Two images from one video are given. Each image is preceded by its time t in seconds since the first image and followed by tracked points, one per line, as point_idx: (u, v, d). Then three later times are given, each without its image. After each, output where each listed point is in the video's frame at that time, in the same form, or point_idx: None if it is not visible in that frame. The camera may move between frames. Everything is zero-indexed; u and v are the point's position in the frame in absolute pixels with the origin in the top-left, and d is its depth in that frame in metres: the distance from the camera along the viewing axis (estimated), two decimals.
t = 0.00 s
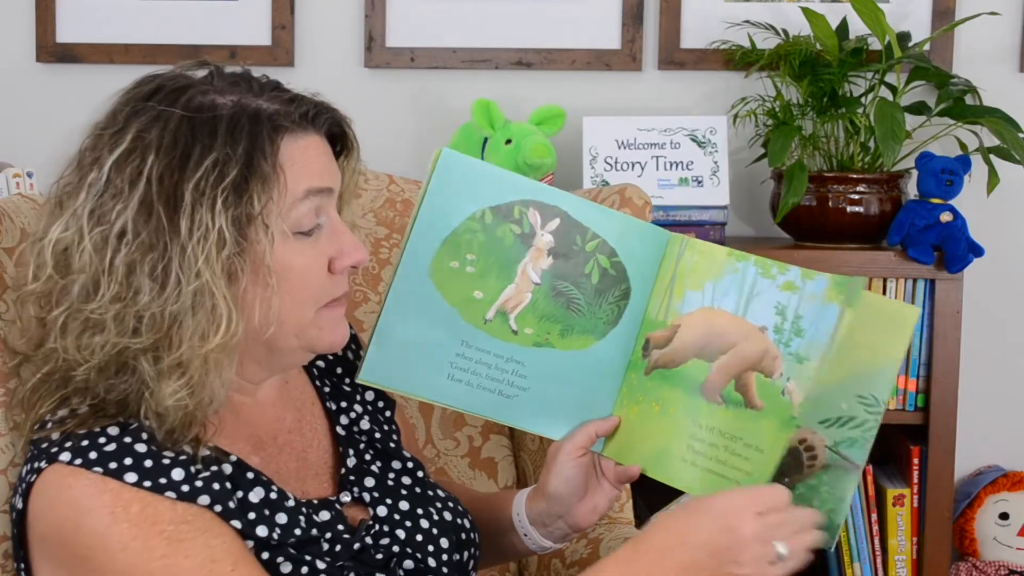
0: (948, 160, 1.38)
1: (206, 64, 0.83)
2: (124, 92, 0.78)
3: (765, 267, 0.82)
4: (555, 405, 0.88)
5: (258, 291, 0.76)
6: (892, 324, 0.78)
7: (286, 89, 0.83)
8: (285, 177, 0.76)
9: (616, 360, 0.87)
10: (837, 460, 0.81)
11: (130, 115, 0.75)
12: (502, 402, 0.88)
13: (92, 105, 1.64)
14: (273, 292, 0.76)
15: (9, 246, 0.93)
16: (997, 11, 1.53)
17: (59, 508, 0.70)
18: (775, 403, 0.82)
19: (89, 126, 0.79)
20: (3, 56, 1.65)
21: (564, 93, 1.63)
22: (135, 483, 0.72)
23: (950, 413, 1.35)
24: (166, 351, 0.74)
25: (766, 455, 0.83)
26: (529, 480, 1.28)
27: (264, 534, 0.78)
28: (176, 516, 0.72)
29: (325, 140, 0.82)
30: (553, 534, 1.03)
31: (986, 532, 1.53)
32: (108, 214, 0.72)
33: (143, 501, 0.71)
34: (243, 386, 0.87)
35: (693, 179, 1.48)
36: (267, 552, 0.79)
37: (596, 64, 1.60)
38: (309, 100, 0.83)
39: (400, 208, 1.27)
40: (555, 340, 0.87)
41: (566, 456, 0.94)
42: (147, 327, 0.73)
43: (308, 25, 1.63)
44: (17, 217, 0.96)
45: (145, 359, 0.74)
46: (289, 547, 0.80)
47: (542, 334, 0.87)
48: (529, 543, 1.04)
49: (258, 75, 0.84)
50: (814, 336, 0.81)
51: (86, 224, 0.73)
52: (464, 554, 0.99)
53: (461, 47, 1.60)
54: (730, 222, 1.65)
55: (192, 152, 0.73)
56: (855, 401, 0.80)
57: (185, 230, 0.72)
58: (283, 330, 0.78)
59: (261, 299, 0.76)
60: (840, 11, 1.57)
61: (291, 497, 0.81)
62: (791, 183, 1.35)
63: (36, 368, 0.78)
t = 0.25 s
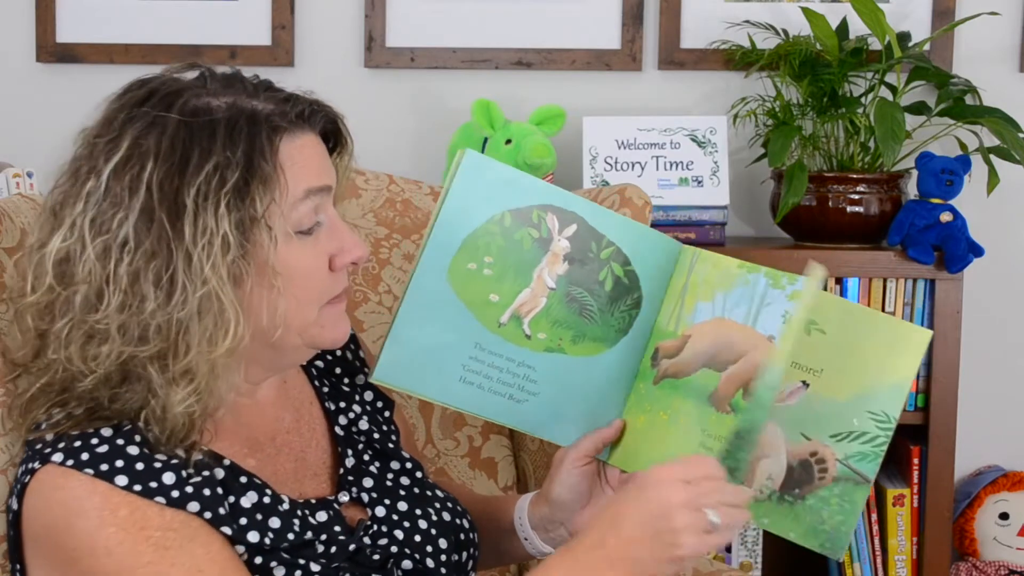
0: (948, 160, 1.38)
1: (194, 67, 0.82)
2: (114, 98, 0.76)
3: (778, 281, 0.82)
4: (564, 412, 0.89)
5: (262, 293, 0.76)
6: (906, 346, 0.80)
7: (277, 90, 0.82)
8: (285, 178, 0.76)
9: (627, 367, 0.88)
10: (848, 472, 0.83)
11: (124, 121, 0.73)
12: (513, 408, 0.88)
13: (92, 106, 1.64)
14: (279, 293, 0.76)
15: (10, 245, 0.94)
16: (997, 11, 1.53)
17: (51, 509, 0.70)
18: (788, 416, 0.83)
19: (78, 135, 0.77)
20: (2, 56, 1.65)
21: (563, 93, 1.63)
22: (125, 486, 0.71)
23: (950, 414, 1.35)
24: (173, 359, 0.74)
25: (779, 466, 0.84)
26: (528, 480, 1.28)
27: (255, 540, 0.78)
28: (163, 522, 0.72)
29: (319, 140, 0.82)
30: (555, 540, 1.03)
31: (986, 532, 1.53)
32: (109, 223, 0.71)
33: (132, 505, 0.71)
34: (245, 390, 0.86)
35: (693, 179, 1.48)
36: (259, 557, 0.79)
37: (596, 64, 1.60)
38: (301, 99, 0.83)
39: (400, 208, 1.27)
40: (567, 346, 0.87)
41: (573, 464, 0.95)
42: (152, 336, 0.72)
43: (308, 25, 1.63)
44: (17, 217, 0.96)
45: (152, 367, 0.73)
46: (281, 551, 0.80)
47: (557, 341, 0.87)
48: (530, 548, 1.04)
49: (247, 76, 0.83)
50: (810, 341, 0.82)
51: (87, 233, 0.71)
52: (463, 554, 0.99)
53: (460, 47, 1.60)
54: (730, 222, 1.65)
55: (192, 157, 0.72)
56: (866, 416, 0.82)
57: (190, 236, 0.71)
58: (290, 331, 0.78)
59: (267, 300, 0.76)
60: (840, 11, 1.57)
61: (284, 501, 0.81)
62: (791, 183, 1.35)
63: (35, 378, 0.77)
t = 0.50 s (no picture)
0: (948, 160, 1.38)
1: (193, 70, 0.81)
2: (116, 104, 0.75)
3: (797, 296, 0.81)
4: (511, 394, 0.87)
5: (273, 300, 0.77)
6: (923, 360, 0.83)
7: (279, 92, 0.82)
8: (293, 184, 0.76)
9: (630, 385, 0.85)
10: (864, 484, 0.83)
11: (129, 129, 0.72)
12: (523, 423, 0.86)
13: (93, 106, 1.64)
14: (291, 300, 0.77)
15: (10, 246, 0.94)
16: (997, 11, 1.53)
17: (43, 511, 0.70)
18: (806, 430, 0.82)
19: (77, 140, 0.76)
20: (3, 56, 1.65)
21: (563, 93, 1.63)
22: (118, 489, 0.71)
23: (950, 414, 1.35)
24: (184, 369, 0.74)
25: (796, 479, 0.83)
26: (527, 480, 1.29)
27: (250, 544, 0.78)
28: (154, 527, 0.72)
29: (324, 143, 0.82)
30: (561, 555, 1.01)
31: (986, 532, 1.53)
32: (119, 235, 0.71)
33: (123, 509, 0.71)
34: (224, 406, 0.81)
35: (693, 179, 1.48)
36: (255, 561, 0.79)
37: (596, 64, 1.60)
38: (305, 102, 0.83)
39: (400, 208, 1.27)
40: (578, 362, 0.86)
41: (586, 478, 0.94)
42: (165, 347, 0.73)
43: (308, 25, 1.63)
44: (17, 217, 0.96)
45: (163, 379, 0.74)
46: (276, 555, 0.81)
47: (557, 352, 0.86)
48: (539, 561, 1.02)
49: (247, 77, 0.82)
50: (735, 329, 0.76)
51: (97, 245, 0.71)
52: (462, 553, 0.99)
53: (460, 47, 1.60)
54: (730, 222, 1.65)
55: (200, 167, 0.72)
56: (881, 429, 0.83)
57: (202, 247, 0.71)
58: (301, 337, 0.79)
59: (278, 307, 0.77)
60: (840, 11, 1.57)
61: (280, 504, 0.82)
62: (791, 182, 1.35)
63: (36, 387, 0.76)
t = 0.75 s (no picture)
0: (948, 160, 1.38)
1: (191, 74, 0.81)
2: (114, 110, 0.75)
3: (785, 300, 0.94)
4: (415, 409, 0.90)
5: (274, 306, 0.77)
6: (912, 346, 0.95)
7: (278, 95, 0.82)
8: (295, 190, 0.76)
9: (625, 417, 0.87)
10: (874, 477, 0.95)
11: (129, 138, 0.72)
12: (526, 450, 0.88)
13: (93, 106, 1.64)
14: (294, 308, 0.78)
15: (10, 246, 0.94)
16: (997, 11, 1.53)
17: (41, 510, 0.70)
18: (810, 432, 0.96)
19: (73, 147, 0.76)
20: (3, 56, 1.65)
21: (563, 93, 1.63)
22: (116, 490, 0.71)
23: (950, 414, 1.35)
24: (187, 380, 0.74)
25: (808, 481, 0.95)
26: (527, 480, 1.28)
27: (247, 545, 0.78)
28: (153, 525, 0.72)
29: (324, 147, 0.82)
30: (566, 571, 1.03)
31: (986, 532, 1.53)
32: (121, 244, 0.71)
33: (122, 509, 0.71)
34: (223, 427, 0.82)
35: (693, 179, 1.47)
36: (251, 562, 0.79)
37: (597, 64, 1.60)
38: (304, 105, 0.83)
39: (400, 208, 1.26)
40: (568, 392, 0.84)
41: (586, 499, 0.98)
42: (168, 356, 0.72)
43: (308, 25, 1.63)
44: (17, 217, 0.96)
45: (166, 388, 0.73)
46: (273, 556, 0.81)
47: (484, 315, 0.87)
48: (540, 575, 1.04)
49: (245, 81, 0.82)
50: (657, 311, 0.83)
51: (99, 254, 0.71)
52: (463, 554, 0.97)
53: (460, 47, 1.60)
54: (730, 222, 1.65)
55: (202, 175, 0.72)
56: (883, 421, 0.96)
57: (205, 256, 0.71)
58: (305, 344, 0.80)
59: (280, 313, 0.77)
60: (840, 11, 1.57)
61: (278, 505, 0.81)
62: (791, 182, 1.35)
63: (33, 394, 0.75)
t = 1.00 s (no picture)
0: (948, 160, 1.38)
1: (194, 75, 0.80)
2: (117, 112, 0.74)
3: (791, 319, 0.90)
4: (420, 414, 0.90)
5: (278, 310, 0.77)
6: (908, 365, 0.91)
7: (281, 98, 0.82)
8: (299, 195, 0.77)
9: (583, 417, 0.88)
10: (879, 494, 0.91)
11: (133, 141, 0.72)
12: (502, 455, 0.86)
13: (93, 105, 1.65)
14: (298, 312, 0.78)
15: (10, 246, 0.94)
16: (997, 11, 1.53)
17: (40, 509, 0.70)
18: (820, 450, 0.90)
19: (73, 147, 0.75)
20: (3, 56, 1.65)
21: (563, 93, 1.63)
22: (116, 490, 0.71)
23: (950, 414, 1.35)
24: (190, 385, 0.74)
25: (817, 496, 0.91)
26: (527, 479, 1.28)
27: (247, 546, 0.78)
28: (155, 523, 0.72)
29: (327, 151, 0.82)
30: None
31: (986, 532, 1.53)
32: (125, 248, 0.70)
33: (123, 508, 0.71)
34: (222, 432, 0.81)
35: (693, 179, 1.47)
36: (249, 562, 0.79)
37: (597, 64, 1.60)
38: (307, 108, 0.83)
39: (400, 208, 1.26)
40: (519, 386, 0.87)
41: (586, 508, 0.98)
42: (171, 360, 0.72)
43: (308, 24, 1.63)
44: (17, 217, 0.96)
45: (170, 392, 0.73)
46: (272, 556, 0.80)
47: (480, 314, 0.85)
48: None
49: (248, 82, 0.82)
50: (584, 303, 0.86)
51: (104, 257, 0.70)
52: (463, 554, 0.97)
53: (460, 47, 1.60)
54: (730, 222, 1.65)
55: (207, 179, 0.72)
56: (886, 440, 0.90)
57: (211, 261, 0.71)
58: (308, 347, 0.81)
59: (283, 317, 0.78)
60: (841, 11, 1.57)
61: (278, 504, 0.81)
62: (791, 182, 1.35)
63: (34, 395, 0.75)
